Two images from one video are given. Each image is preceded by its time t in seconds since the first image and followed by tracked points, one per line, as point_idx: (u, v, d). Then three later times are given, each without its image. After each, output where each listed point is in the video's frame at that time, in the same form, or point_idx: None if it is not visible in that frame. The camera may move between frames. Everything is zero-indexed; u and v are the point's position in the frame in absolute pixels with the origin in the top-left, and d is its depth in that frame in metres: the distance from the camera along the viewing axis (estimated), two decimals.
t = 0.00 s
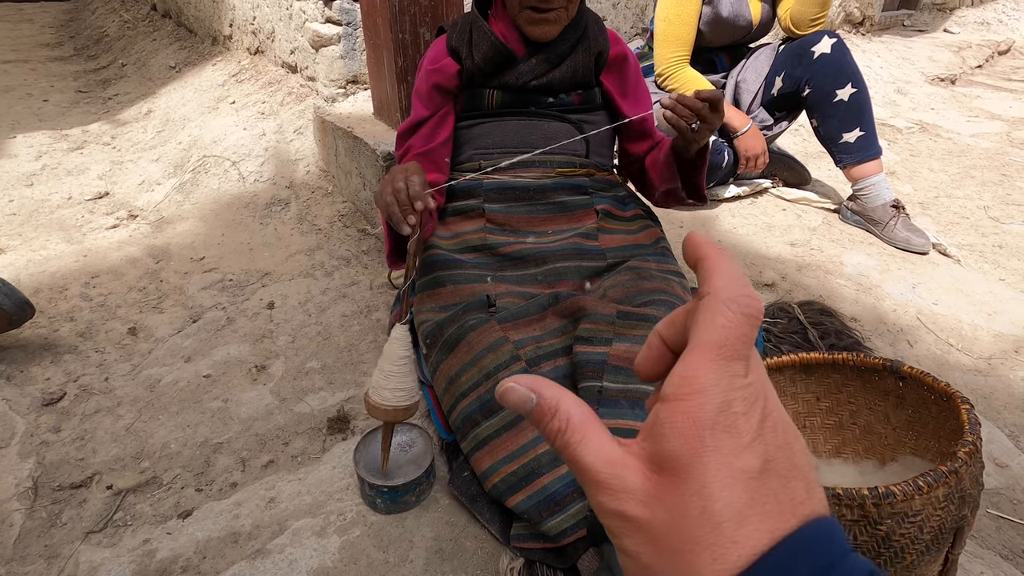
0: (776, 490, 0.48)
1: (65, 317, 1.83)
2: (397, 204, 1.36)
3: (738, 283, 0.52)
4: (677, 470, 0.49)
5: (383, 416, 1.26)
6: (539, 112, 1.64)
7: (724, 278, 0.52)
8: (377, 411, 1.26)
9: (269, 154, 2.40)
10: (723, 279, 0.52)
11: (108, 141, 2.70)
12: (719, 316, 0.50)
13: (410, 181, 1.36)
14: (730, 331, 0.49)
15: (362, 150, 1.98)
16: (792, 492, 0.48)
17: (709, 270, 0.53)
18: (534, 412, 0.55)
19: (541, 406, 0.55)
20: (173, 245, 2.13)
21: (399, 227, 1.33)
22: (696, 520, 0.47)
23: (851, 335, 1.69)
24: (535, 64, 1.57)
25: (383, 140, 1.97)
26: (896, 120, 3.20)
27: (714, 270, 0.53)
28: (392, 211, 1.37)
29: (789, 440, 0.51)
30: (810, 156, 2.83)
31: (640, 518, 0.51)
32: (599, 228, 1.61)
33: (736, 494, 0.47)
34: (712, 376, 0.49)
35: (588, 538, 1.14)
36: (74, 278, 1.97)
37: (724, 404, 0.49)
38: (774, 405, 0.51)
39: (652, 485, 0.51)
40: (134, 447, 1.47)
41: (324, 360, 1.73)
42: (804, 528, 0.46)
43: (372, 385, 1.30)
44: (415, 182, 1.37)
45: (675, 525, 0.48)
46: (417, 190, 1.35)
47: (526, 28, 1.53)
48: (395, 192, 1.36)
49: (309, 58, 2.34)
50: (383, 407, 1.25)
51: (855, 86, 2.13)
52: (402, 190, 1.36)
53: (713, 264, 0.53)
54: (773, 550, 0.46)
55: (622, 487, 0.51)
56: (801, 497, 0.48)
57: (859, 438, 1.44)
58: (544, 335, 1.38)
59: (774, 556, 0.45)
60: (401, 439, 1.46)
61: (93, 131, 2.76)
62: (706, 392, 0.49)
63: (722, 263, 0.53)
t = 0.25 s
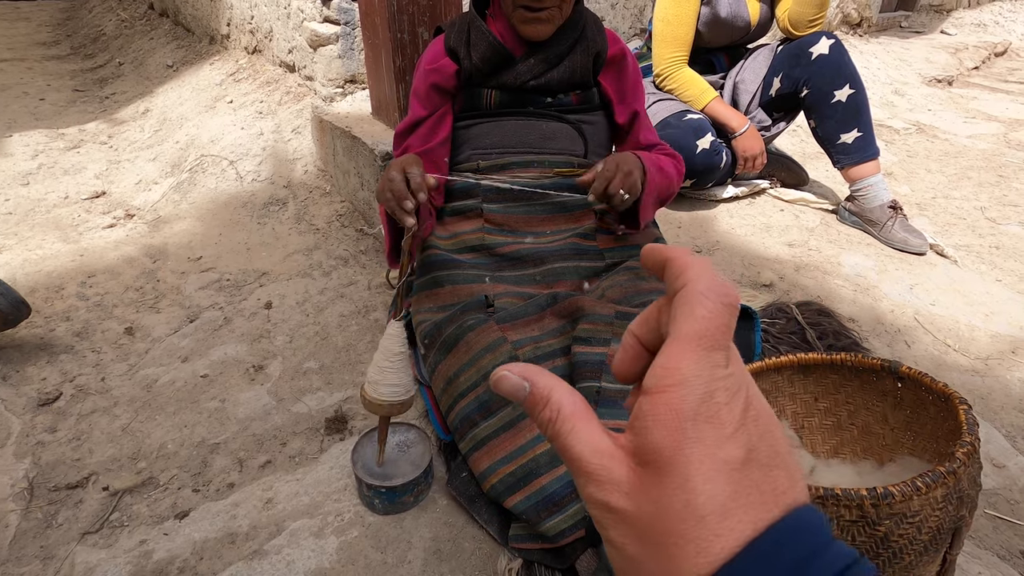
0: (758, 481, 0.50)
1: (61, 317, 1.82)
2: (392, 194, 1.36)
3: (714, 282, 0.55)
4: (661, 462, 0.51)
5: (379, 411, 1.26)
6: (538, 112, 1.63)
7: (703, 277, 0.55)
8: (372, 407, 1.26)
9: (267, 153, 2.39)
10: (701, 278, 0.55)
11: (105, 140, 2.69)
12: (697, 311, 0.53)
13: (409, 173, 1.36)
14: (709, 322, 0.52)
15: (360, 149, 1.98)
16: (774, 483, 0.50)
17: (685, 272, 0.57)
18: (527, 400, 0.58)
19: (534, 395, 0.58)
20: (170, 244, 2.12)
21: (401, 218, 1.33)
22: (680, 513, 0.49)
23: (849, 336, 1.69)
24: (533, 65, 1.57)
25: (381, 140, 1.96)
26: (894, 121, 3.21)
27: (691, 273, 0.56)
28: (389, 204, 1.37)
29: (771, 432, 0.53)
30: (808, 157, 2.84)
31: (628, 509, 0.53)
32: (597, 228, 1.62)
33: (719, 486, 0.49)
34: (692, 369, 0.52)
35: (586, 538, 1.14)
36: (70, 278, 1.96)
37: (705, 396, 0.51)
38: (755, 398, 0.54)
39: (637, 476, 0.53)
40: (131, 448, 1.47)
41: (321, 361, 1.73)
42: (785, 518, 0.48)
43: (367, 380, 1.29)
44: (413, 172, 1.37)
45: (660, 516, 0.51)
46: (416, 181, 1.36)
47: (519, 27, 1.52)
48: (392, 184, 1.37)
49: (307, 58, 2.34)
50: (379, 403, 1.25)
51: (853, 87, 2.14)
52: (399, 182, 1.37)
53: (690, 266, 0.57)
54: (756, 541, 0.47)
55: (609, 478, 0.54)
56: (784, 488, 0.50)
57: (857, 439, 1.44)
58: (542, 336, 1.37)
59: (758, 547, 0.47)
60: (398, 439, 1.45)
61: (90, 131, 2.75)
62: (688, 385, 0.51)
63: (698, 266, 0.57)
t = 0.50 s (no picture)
0: (745, 485, 0.50)
1: (58, 316, 1.82)
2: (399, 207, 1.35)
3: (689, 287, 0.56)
4: (648, 472, 0.51)
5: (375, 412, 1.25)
6: (536, 112, 1.63)
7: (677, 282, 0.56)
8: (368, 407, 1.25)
9: (265, 153, 2.39)
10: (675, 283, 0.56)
11: (102, 139, 2.68)
12: (674, 318, 0.54)
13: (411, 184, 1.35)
14: (687, 328, 0.53)
15: (358, 149, 1.97)
16: (761, 485, 0.50)
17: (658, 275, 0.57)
18: (518, 406, 0.60)
19: (525, 400, 0.59)
20: (168, 244, 2.12)
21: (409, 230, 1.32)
22: (668, 524, 0.50)
23: (848, 336, 1.69)
24: (531, 65, 1.57)
25: (379, 139, 1.96)
26: (891, 122, 3.22)
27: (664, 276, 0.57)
28: (397, 214, 1.37)
29: (754, 436, 0.54)
30: (806, 158, 2.84)
31: (617, 517, 0.54)
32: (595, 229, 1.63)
33: (705, 494, 0.49)
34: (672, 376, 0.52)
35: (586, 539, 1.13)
36: (67, 277, 1.95)
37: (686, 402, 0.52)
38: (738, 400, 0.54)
39: (625, 486, 0.54)
40: (128, 448, 1.46)
41: (320, 360, 1.72)
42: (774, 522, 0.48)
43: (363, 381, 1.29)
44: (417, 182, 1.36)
45: (649, 525, 0.51)
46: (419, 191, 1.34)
47: (514, 28, 1.52)
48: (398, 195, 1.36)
49: (305, 57, 2.34)
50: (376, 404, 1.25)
51: (852, 88, 2.14)
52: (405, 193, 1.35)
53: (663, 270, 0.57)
54: (746, 548, 0.47)
55: (598, 487, 0.55)
56: (771, 489, 0.50)
57: (856, 439, 1.44)
58: (541, 336, 1.37)
59: (748, 554, 0.46)
60: (395, 439, 1.45)
61: (87, 129, 2.74)
62: (669, 391, 0.52)
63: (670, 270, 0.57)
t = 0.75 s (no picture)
0: (735, 494, 0.50)
1: (55, 316, 1.81)
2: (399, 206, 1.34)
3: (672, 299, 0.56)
4: (637, 484, 0.51)
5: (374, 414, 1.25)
6: (535, 112, 1.63)
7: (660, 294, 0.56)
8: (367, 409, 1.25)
9: (263, 152, 2.38)
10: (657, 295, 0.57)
11: (100, 138, 2.67)
12: (658, 329, 0.54)
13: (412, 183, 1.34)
14: (672, 338, 0.53)
15: (357, 148, 1.97)
16: (750, 494, 0.50)
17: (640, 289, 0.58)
18: (514, 416, 0.58)
19: (521, 408, 0.58)
20: (165, 243, 2.11)
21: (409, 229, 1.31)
22: (658, 537, 0.49)
23: (846, 336, 1.69)
24: (530, 65, 1.57)
25: (378, 139, 1.96)
26: (889, 123, 3.23)
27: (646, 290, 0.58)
28: (397, 213, 1.36)
29: (743, 445, 0.53)
30: (804, 158, 2.85)
31: (609, 531, 0.53)
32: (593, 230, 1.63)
33: (695, 506, 0.49)
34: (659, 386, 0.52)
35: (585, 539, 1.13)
36: (64, 277, 1.94)
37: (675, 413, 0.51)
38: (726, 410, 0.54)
39: (616, 499, 0.53)
40: (125, 448, 1.45)
41: (318, 360, 1.72)
42: (763, 534, 0.47)
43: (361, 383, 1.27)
44: (417, 182, 1.36)
45: (639, 538, 0.51)
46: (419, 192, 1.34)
47: (512, 28, 1.51)
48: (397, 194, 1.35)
49: (303, 56, 2.33)
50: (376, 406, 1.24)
51: (850, 88, 2.14)
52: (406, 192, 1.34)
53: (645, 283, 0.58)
54: (736, 560, 0.47)
55: (590, 498, 0.55)
56: (760, 499, 0.50)
57: (854, 439, 1.44)
58: (540, 336, 1.37)
59: (737, 567, 0.46)
60: (394, 439, 1.44)
61: (84, 128, 2.73)
62: (657, 402, 0.52)
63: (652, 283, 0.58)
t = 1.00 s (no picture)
0: (728, 505, 0.50)
1: (50, 315, 1.80)
2: (397, 204, 1.33)
3: (656, 308, 0.54)
4: (631, 499, 0.50)
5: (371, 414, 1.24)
6: (533, 111, 1.63)
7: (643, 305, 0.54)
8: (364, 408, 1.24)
9: (260, 151, 2.37)
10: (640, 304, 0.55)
11: (96, 137, 2.66)
12: (644, 342, 0.52)
13: (410, 181, 1.34)
14: (658, 349, 0.52)
15: (354, 147, 1.96)
16: (743, 504, 0.50)
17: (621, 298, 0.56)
18: (517, 421, 0.57)
19: (525, 414, 0.57)
20: (161, 243, 2.10)
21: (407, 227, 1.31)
22: (654, 552, 0.49)
23: (845, 336, 1.69)
24: (529, 63, 1.57)
25: (376, 138, 1.95)
26: (886, 123, 3.23)
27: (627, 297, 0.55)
28: (395, 211, 1.35)
29: (734, 453, 0.53)
30: (803, 158, 2.85)
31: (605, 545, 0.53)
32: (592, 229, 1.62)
33: (689, 519, 0.49)
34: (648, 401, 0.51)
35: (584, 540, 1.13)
36: (59, 276, 1.93)
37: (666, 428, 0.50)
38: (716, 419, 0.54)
39: (610, 513, 0.53)
40: (120, 448, 1.44)
41: (315, 360, 1.71)
42: (758, 546, 0.49)
43: (360, 381, 1.28)
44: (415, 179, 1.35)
45: (636, 553, 0.51)
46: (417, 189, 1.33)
47: (511, 27, 1.51)
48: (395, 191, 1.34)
49: (301, 55, 2.32)
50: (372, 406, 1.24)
51: (848, 88, 2.14)
52: (404, 190, 1.33)
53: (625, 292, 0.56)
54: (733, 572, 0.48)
55: (586, 512, 0.54)
56: (752, 508, 0.51)
57: (853, 439, 1.44)
58: (539, 335, 1.36)
59: None
60: (392, 439, 1.44)
61: (81, 127, 2.72)
62: (647, 417, 0.50)
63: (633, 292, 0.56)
